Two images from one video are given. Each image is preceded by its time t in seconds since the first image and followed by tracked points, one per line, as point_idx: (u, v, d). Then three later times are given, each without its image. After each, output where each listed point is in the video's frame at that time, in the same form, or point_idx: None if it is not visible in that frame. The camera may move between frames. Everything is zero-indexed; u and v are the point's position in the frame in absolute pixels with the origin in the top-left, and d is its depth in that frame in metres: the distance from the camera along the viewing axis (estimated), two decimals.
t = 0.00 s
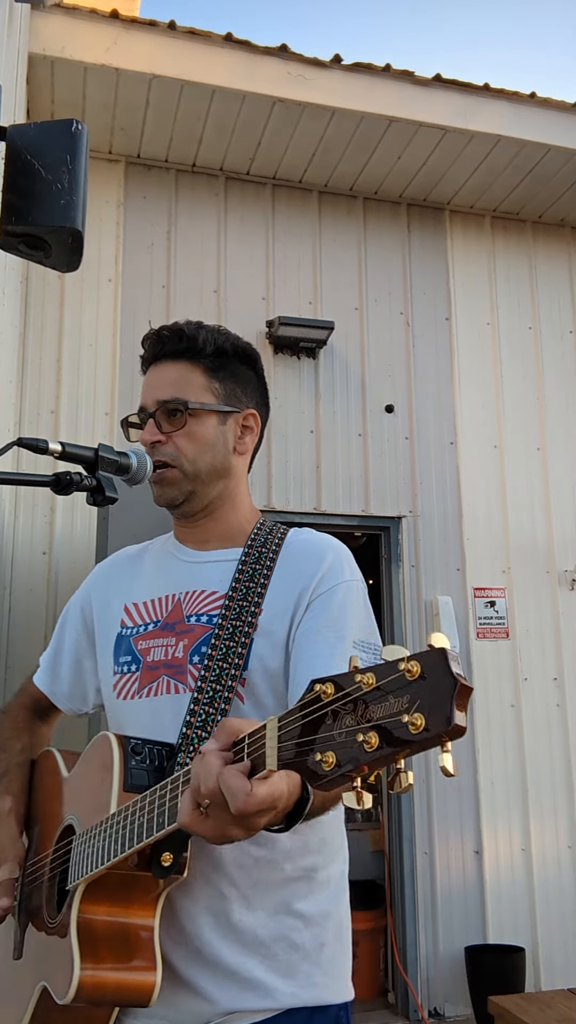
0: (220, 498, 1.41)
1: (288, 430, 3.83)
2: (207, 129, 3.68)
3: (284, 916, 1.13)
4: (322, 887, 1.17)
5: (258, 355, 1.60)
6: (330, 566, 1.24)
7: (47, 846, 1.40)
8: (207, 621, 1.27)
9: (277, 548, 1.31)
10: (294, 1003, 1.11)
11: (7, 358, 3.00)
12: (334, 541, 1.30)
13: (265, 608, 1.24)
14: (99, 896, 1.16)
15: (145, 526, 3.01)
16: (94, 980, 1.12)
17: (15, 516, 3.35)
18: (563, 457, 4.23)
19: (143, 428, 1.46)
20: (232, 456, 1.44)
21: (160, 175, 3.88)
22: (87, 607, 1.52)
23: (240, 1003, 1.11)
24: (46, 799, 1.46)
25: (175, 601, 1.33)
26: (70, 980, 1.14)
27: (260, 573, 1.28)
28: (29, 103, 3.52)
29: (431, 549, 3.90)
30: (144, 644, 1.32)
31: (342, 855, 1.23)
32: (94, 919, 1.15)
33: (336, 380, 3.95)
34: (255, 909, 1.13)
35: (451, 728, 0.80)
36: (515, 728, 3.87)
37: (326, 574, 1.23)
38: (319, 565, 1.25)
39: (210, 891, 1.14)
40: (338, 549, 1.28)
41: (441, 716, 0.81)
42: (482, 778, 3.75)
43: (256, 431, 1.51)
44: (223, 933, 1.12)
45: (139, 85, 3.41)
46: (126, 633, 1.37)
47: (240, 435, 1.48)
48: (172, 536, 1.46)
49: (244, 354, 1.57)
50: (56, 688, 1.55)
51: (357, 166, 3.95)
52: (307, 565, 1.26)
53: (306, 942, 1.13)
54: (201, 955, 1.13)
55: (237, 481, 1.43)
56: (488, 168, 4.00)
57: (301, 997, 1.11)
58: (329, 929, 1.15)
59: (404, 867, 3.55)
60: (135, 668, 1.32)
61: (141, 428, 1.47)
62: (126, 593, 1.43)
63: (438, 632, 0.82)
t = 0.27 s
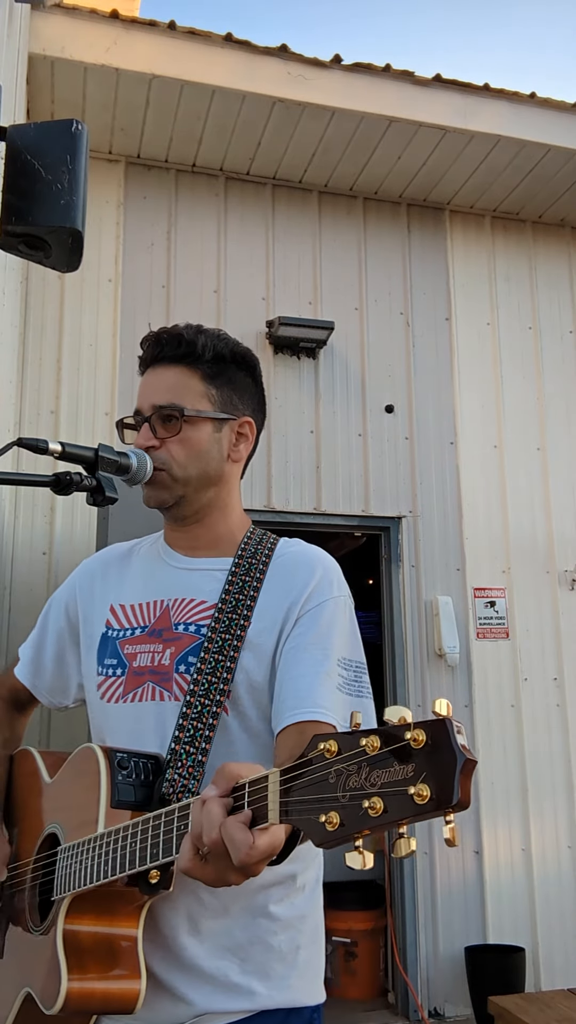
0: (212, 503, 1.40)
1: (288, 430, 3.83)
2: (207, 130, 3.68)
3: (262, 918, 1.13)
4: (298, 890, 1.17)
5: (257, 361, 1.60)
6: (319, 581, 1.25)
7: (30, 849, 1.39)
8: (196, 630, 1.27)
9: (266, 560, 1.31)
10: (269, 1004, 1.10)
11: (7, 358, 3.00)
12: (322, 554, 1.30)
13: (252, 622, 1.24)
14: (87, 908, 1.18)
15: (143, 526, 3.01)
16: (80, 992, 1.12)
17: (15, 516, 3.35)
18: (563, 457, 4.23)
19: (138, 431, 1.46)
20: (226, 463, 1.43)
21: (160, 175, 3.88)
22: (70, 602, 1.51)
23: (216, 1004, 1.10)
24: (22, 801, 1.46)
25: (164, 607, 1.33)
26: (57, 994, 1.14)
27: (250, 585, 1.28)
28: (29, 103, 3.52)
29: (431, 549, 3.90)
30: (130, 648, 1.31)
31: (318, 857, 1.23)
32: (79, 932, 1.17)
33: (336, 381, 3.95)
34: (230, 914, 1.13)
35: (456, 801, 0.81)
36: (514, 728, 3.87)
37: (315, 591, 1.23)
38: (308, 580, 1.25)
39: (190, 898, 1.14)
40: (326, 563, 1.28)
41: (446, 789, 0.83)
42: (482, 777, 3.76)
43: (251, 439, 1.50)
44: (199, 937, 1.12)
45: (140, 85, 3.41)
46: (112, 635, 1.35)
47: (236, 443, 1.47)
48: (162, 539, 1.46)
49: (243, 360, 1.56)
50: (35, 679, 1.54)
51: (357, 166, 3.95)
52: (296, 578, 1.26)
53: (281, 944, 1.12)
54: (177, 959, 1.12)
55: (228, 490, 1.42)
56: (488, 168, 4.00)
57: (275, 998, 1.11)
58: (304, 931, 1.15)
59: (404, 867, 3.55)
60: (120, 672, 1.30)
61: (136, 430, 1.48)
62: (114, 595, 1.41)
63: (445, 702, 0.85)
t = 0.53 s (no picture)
0: (210, 503, 1.40)
1: (288, 430, 3.83)
2: (207, 130, 3.68)
3: (256, 916, 1.12)
4: (291, 887, 1.16)
5: (261, 360, 1.59)
6: (315, 583, 1.24)
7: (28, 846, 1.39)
8: (191, 631, 1.26)
9: (263, 562, 1.30)
10: (260, 1000, 1.10)
11: (7, 359, 3.00)
12: (319, 554, 1.29)
13: (247, 624, 1.23)
14: (76, 907, 1.19)
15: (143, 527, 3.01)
16: (68, 991, 1.14)
17: (15, 517, 3.35)
18: (563, 457, 4.23)
19: (138, 430, 1.46)
20: (225, 464, 1.43)
21: (160, 175, 3.88)
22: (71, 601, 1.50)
23: (207, 1001, 1.09)
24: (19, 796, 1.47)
25: (160, 607, 1.32)
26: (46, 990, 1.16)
27: (247, 586, 1.27)
28: (29, 103, 3.52)
29: (431, 549, 3.90)
30: (127, 649, 1.31)
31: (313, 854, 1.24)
32: (70, 931, 1.18)
33: (336, 381, 3.95)
34: (222, 911, 1.13)
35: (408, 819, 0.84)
36: (514, 728, 3.87)
37: (311, 594, 1.23)
38: (304, 582, 1.24)
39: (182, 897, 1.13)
40: (324, 564, 1.27)
41: (398, 807, 0.85)
42: (482, 778, 3.76)
43: (251, 440, 1.49)
44: (193, 935, 1.12)
45: (140, 85, 3.41)
46: (109, 634, 1.35)
47: (235, 444, 1.46)
48: (161, 538, 1.46)
49: (247, 359, 1.56)
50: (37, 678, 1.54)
51: (357, 166, 3.95)
52: (293, 580, 1.25)
53: (275, 941, 1.12)
54: (169, 957, 1.12)
55: (228, 490, 1.42)
56: (488, 168, 4.00)
57: (267, 995, 1.10)
58: (297, 928, 1.15)
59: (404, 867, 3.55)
60: (116, 672, 1.30)
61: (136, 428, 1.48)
62: (113, 594, 1.41)
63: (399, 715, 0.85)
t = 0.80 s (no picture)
0: (214, 497, 1.39)
1: (288, 430, 3.83)
2: (207, 130, 3.68)
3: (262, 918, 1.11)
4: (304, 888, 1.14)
5: (263, 348, 1.58)
6: (318, 572, 1.20)
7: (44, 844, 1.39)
8: (193, 627, 1.26)
9: (269, 553, 1.27)
10: (273, 1004, 1.08)
11: (7, 358, 3.00)
12: (324, 543, 1.25)
13: (249, 617, 1.21)
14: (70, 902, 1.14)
15: (144, 526, 3.01)
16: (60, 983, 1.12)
17: (16, 517, 3.35)
18: (563, 457, 4.23)
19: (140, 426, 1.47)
20: (227, 455, 1.42)
21: (160, 175, 3.88)
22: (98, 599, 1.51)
23: (218, 1004, 1.09)
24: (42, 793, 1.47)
25: (169, 604, 1.33)
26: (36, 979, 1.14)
27: (250, 580, 1.25)
28: (29, 103, 3.52)
29: (431, 549, 3.90)
30: (138, 646, 1.32)
31: (333, 853, 1.21)
32: (66, 922, 1.13)
33: (336, 380, 3.95)
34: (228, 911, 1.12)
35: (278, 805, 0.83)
36: (515, 727, 3.87)
37: (313, 583, 1.19)
38: (306, 572, 1.21)
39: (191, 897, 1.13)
40: (330, 553, 1.23)
41: (271, 794, 0.84)
42: (482, 778, 3.75)
43: (254, 429, 1.47)
44: (201, 933, 1.11)
45: (140, 85, 3.41)
46: (125, 633, 1.36)
47: (237, 434, 1.44)
48: (174, 537, 1.46)
49: (247, 348, 1.55)
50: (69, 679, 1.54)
51: (357, 166, 3.95)
52: (295, 570, 1.22)
53: (285, 944, 1.10)
54: (180, 956, 1.12)
55: (233, 482, 1.41)
56: (488, 168, 4.00)
57: (278, 998, 1.09)
58: (312, 930, 1.13)
59: (404, 867, 3.55)
60: (129, 671, 1.31)
61: (139, 425, 1.49)
62: (130, 595, 1.42)
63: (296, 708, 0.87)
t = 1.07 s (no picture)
0: (223, 488, 1.38)
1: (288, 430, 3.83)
2: (207, 130, 3.68)
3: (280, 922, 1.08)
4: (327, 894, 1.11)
5: (268, 337, 1.53)
6: (321, 553, 1.18)
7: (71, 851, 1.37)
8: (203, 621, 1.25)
9: (280, 540, 1.25)
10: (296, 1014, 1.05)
11: (7, 359, 3.00)
12: (332, 526, 1.24)
13: (256, 606, 1.20)
14: (78, 894, 1.08)
15: (145, 526, 3.01)
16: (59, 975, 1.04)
17: (15, 516, 3.35)
18: (563, 457, 4.23)
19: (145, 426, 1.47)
20: (233, 447, 1.40)
21: (160, 175, 3.88)
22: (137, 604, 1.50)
23: (235, 1011, 1.04)
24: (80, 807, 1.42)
25: (185, 603, 1.33)
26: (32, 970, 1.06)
27: (259, 568, 1.23)
28: (29, 103, 3.52)
29: (431, 549, 3.90)
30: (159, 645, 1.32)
31: (360, 858, 1.18)
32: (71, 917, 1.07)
33: (336, 381, 3.95)
34: (249, 910, 1.08)
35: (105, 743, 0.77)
36: (515, 728, 3.87)
37: (315, 564, 1.17)
38: (309, 554, 1.19)
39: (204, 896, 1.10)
40: (335, 535, 1.21)
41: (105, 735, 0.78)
42: (482, 778, 3.76)
43: (259, 419, 1.44)
44: (218, 935, 1.08)
45: (140, 86, 3.41)
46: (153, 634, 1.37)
47: (241, 425, 1.42)
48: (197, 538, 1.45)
49: (250, 338, 1.51)
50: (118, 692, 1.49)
51: (357, 166, 3.95)
52: (299, 554, 1.20)
53: (304, 952, 1.07)
54: (199, 958, 1.08)
55: (244, 473, 1.39)
56: (488, 168, 4.00)
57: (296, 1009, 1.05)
58: (334, 938, 1.09)
59: (404, 867, 3.55)
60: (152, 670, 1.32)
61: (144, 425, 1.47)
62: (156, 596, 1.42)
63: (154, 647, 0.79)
